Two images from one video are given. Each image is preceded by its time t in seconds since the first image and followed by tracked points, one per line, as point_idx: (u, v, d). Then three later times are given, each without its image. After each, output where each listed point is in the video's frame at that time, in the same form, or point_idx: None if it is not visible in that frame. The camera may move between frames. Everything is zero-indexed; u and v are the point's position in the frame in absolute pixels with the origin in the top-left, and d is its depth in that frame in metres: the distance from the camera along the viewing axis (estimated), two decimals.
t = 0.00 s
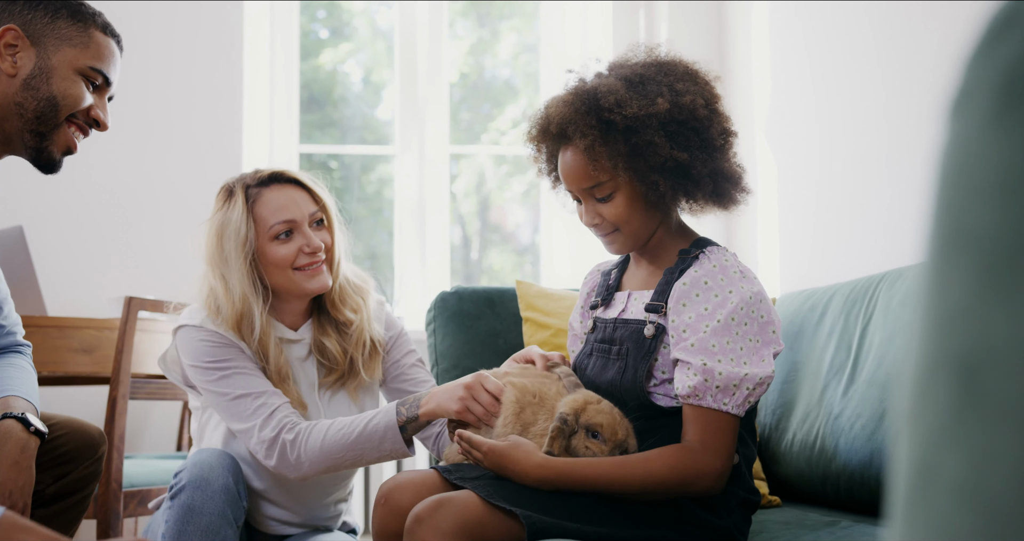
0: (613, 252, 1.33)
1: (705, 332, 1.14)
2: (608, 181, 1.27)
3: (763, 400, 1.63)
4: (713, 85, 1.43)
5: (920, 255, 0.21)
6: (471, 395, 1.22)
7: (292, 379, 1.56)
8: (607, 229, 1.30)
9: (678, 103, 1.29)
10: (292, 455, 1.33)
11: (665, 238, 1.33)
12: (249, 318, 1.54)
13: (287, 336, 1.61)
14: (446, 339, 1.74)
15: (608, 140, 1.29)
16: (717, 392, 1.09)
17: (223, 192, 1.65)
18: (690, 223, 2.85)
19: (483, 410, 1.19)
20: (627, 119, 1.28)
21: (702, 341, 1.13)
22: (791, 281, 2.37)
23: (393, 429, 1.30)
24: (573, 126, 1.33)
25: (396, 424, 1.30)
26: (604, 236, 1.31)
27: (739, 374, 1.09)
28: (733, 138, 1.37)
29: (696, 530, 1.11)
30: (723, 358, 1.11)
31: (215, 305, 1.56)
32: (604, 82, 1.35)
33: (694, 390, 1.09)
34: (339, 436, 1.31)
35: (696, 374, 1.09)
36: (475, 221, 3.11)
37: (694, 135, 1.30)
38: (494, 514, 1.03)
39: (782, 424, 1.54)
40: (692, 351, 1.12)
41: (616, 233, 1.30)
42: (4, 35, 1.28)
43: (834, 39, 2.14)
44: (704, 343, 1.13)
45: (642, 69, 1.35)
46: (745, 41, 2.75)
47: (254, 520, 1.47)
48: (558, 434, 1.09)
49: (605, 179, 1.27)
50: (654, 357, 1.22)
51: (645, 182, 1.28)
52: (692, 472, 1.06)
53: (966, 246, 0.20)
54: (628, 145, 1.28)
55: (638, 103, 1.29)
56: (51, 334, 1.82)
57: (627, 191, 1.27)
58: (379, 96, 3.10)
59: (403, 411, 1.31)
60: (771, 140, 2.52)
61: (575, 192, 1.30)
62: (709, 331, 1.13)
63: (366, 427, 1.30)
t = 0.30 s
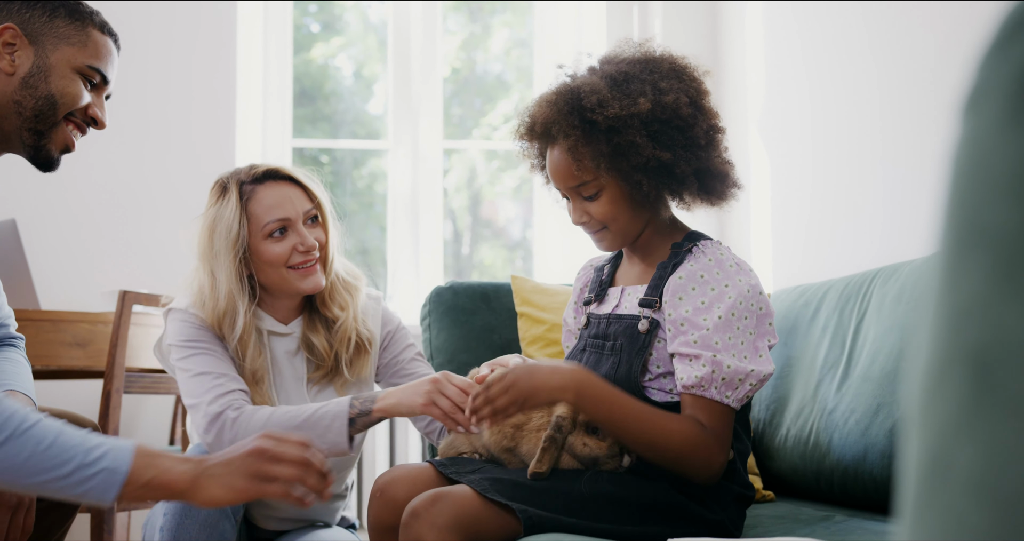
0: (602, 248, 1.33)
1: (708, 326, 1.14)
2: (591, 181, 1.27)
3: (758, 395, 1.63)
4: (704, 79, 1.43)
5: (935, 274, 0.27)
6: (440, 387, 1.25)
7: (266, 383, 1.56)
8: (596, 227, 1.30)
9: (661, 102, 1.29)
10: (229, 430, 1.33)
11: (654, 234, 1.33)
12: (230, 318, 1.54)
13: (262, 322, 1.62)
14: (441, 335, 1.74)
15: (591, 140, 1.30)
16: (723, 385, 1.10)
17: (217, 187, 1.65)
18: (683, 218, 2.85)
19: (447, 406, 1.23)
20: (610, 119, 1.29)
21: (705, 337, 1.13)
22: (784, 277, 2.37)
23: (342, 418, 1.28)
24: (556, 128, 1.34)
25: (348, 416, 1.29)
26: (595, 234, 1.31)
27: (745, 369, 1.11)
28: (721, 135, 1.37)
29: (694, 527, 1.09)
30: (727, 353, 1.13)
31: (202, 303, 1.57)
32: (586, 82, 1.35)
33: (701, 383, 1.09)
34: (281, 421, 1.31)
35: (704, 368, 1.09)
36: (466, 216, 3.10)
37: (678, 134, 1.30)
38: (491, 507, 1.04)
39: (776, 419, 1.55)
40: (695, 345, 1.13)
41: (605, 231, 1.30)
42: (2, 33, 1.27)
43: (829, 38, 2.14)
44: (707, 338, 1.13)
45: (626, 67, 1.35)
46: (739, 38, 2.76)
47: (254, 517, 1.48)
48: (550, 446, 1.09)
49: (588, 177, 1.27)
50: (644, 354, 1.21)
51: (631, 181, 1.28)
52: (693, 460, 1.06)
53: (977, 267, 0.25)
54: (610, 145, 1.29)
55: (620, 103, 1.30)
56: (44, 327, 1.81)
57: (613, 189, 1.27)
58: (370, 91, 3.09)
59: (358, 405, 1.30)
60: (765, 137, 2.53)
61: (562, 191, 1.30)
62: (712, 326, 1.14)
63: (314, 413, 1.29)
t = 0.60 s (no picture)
0: (591, 247, 1.34)
1: (690, 307, 1.16)
2: (577, 181, 1.28)
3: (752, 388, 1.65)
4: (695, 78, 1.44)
5: (942, 270, 0.28)
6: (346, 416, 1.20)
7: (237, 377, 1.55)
8: (583, 225, 1.30)
9: (643, 104, 1.29)
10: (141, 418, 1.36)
11: (642, 232, 1.33)
12: (206, 318, 1.55)
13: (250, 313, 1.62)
14: (436, 328, 1.75)
15: (575, 143, 1.30)
16: (703, 365, 1.11)
17: (213, 181, 1.67)
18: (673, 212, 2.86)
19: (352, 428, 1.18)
20: (592, 120, 1.29)
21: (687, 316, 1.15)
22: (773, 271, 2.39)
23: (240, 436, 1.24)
24: (541, 127, 1.34)
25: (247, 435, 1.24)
26: (583, 233, 1.32)
27: (722, 349, 1.11)
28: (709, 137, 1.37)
29: (689, 520, 1.12)
30: (709, 334, 1.14)
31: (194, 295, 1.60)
32: (569, 85, 1.35)
33: (679, 368, 1.11)
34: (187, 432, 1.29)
35: (678, 352, 1.11)
36: (456, 210, 3.11)
37: (661, 136, 1.30)
38: (489, 499, 1.05)
39: (769, 411, 1.56)
40: (677, 326, 1.14)
41: (592, 229, 1.30)
42: (6, 36, 1.27)
43: (821, 34, 2.14)
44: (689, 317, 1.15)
45: (613, 66, 1.35)
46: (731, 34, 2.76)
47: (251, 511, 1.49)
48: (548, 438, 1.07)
49: (571, 178, 1.28)
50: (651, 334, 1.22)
51: (613, 182, 1.28)
52: (665, 429, 1.10)
53: (981, 262, 0.27)
54: (593, 147, 1.29)
55: (603, 105, 1.30)
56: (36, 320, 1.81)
57: (598, 190, 1.28)
58: (360, 84, 3.08)
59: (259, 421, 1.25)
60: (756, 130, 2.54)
61: (549, 189, 1.31)
62: (695, 306, 1.16)
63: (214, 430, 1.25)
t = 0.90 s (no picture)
0: (579, 253, 1.34)
1: (669, 301, 1.17)
2: (563, 185, 1.28)
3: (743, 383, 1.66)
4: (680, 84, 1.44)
5: (939, 264, 0.29)
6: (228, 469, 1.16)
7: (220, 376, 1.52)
8: (572, 230, 1.31)
9: (632, 110, 1.30)
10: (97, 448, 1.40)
11: (631, 233, 1.33)
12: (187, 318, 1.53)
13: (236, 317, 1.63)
14: (427, 322, 1.75)
15: (563, 149, 1.30)
16: (678, 359, 1.11)
17: (199, 183, 1.64)
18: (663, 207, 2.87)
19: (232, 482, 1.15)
20: (580, 126, 1.29)
21: (666, 308, 1.16)
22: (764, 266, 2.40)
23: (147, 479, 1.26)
24: (528, 133, 1.34)
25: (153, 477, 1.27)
26: (572, 237, 1.32)
27: (695, 340, 1.11)
28: (694, 143, 1.37)
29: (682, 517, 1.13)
30: (686, 325, 1.14)
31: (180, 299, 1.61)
32: (560, 91, 1.35)
33: (655, 362, 1.12)
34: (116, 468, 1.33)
35: (651, 347, 1.12)
36: (444, 205, 3.11)
37: (649, 142, 1.30)
38: (484, 491, 1.05)
39: (759, 405, 1.57)
40: (656, 318, 1.16)
41: (580, 234, 1.31)
42: (8, 38, 1.29)
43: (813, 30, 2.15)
44: (666, 310, 1.16)
45: (600, 74, 1.35)
46: (720, 30, 2.77)
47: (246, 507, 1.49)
48: (536, 434, 1.07)
49: (558, 183, 1.28)
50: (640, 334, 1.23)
51: (601, 188, 1.28)
52: (648, 426, 1.11)
53: (977, 254, 0.28)
54: (581, 153, 1.29)
55: (592, 111, 1.30)
56: (27, 316, 1.80)
57: (584, 194, 1.28)
58: (347, 79, 3.08)
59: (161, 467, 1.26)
60: (746, 125, 2.55)
61: (536, 195, 1.32)
62: (673, 300, 1.17)
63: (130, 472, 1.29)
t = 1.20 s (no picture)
0: (575, 263, 1.35)
1: (668, 298, 1.18)
2: (554, 198, 1.29)
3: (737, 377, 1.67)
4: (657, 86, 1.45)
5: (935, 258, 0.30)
6: None
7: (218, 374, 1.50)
8: (567, 241, 1.32)
9: (617, 117, 1.30)
10: (94, 474, 1.48)
11: (625, 237, 1.34)
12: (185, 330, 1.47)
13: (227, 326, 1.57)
14: (424, 318, 1.75)
15: (552, 162, 1.30)
16: (680, 356, 1.12)
17: (185, 191, 1.65)
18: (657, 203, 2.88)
19: None
20: (568, 138, 1.29)
21: (665, 305, 1.17)
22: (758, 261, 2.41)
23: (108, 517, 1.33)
24: (514, 149, 1.34)
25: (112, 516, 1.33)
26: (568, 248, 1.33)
27: (695, 336, 1.12)
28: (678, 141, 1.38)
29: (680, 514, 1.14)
30: (685, 322, 1.15)
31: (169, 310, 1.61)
32: (545, 105, 1.34)
33: (657, 360, 1.13)
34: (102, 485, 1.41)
35: (652, 346, 1.13)
36: (438, 200, 3.11)
37: (637, 148, 1.31)
38: (485, 483, 1.06)
39: (753, 399, 1.59)
40: (655, 317, 1.17)
41: (575, 245, 1.32)
42: (21, 48, 1.32)
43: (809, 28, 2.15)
44: (665, 307, 1.17)
45: (579, 84, 1.36)
46: (714, 26, 2.78)
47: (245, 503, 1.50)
48: (543, 431, 1.07)
49: (548, 197, 1.29)
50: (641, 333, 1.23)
51: (594, 198, 1.29)
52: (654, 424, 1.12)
53: (969, 257, 0.29)
54: (571, 165, 1.29)
55: (578, 123, 1.30)
56: (24, 311, 1.81)
57: (575, 206, 1.29)
58: (341, 73, 3.07)
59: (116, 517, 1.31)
60: (741, 120, 2.56)
61: (526, 209, 1.32)
62: (671, 297, 1.18)
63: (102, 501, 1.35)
